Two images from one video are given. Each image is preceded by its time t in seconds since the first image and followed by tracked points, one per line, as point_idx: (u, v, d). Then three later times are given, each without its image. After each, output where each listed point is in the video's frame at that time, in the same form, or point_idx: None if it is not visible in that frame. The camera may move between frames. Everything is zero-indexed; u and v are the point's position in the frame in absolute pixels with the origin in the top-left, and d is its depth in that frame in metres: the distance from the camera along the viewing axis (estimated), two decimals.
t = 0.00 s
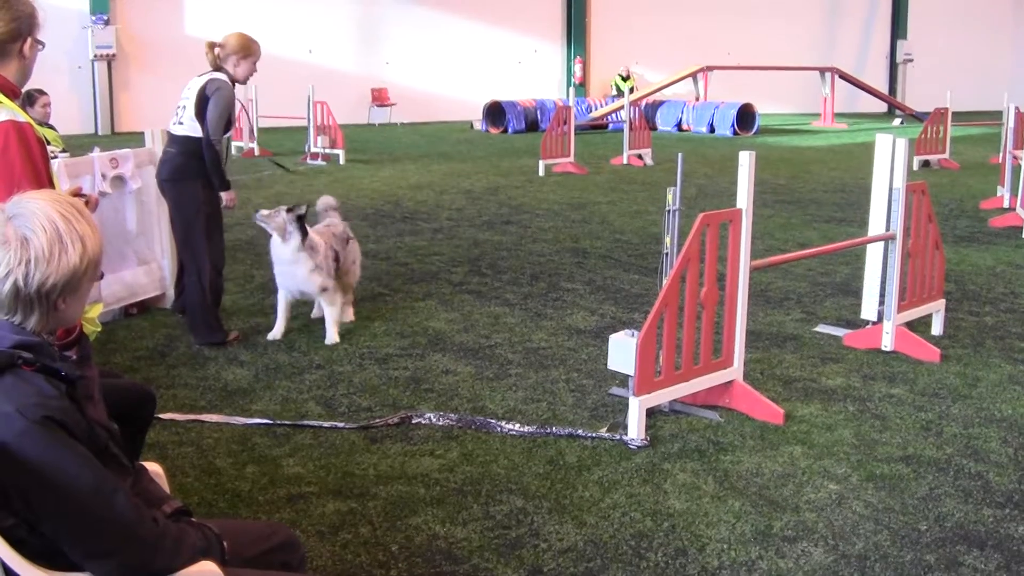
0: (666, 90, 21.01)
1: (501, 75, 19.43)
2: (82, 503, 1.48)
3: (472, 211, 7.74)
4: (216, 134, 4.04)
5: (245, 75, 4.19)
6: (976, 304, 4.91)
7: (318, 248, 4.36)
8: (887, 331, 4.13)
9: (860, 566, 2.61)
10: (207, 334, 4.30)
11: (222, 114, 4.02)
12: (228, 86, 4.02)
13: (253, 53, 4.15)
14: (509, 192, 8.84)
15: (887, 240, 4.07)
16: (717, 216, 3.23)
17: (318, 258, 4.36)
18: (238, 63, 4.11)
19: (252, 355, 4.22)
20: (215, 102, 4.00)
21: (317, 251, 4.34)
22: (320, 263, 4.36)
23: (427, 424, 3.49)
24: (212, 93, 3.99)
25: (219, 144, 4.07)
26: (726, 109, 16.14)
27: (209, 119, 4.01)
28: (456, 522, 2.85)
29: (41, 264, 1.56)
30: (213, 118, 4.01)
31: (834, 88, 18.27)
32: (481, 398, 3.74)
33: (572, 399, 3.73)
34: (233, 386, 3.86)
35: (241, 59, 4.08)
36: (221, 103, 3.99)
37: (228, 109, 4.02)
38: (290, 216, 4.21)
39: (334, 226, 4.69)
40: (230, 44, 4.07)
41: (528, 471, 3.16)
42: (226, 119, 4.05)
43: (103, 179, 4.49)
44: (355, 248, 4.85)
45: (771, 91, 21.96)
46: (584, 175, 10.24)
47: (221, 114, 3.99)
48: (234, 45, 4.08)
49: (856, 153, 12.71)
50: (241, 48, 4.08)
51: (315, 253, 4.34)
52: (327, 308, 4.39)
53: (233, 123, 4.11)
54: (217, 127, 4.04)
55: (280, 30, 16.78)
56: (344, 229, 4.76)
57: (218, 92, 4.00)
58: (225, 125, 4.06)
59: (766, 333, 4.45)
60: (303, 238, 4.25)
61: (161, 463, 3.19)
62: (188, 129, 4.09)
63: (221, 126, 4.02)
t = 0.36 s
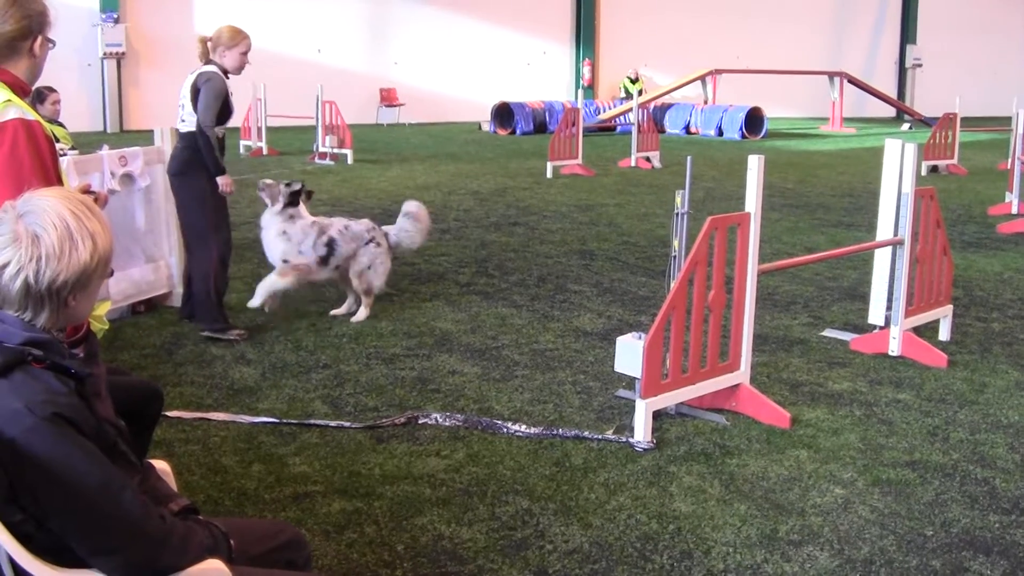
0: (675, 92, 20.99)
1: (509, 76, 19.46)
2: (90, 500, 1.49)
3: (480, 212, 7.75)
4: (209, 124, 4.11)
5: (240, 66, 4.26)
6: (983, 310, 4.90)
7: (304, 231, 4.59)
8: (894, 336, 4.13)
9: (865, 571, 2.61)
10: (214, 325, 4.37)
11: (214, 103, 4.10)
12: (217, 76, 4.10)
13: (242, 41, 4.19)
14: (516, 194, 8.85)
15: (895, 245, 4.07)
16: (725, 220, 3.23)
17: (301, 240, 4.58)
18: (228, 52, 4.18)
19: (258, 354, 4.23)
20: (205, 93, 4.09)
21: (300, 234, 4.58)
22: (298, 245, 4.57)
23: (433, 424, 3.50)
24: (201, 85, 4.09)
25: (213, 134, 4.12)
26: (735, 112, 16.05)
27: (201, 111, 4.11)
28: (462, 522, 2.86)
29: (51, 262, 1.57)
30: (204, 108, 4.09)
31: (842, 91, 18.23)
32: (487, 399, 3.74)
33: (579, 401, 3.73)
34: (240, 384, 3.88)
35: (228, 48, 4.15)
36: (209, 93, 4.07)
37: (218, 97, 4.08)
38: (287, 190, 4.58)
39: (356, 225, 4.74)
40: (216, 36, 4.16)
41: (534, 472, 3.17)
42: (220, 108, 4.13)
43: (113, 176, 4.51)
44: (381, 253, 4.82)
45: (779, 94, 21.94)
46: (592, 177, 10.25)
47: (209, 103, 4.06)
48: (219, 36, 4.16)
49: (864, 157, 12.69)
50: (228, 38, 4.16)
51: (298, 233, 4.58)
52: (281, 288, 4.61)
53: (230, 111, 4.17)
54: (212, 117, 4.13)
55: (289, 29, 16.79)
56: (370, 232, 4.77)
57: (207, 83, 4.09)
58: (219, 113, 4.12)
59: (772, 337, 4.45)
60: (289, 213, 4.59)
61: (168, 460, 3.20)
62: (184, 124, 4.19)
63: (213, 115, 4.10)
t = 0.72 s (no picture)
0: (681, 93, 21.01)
1: (514, 77, 19.49)
2: (97, 497, 1.49)
3: (485, 210, 7.76)
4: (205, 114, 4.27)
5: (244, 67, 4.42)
6: (989, 311, 4.90)
7: (289, 224, 4.77)
8: (900, 337, 4.13)
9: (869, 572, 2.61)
10: (217, 308, 4.61)
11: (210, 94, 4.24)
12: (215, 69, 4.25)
13: (244, 36, 4.34)
14: (522, 192, 8.86)
15: (901, 245, 4.07)
16: (731, 219, 3.23)
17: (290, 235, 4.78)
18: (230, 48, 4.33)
19: (263, 352, 4.23)
20: (202, 83, 4.26)
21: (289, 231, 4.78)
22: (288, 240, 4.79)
23: (438, 423, 3.50)
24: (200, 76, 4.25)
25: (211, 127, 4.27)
26: (740, 111, 16.12)
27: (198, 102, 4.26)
28: (467, 522, 2.86)
29: (59, 260, 1.57)
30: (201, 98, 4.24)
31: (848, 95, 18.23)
32: (493, 398, 3.74)
33: (584, 400, 3.73)
34: (245, 382, 3.89)
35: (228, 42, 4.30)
36: (205, 84, 4.21)
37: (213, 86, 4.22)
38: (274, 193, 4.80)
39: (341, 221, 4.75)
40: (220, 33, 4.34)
41: (539, 472, 3.17)
42: (215, 99, 4.26)
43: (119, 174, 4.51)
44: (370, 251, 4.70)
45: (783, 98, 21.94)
46: (597, 177, 10.26)
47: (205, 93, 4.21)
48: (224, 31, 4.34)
49: (869, 159, 12.69)
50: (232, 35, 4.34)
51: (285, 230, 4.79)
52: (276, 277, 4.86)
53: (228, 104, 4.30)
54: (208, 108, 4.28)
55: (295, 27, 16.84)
56: (354, 227, 4.72)
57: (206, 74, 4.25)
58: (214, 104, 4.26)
59: (778, 337, 4.45)
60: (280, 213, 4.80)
61: (173, 459, 3.21)
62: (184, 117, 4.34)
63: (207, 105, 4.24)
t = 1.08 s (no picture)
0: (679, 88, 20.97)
1: (512, 71, 19.45)
2: (96, 494, 1.49)
3: (485, 206, 7.75)
4: (221, 119, 4.32)
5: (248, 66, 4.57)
6: (989, 305, 4.90)
7: (297, 223, 4.77)
8: (900, 331, 4.13)
9: (870, 565, 2.62)
10: (225, 305, 4.62)
11: (225, 98, 4.32)
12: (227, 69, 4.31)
13: (254, 39, 4.43)
14: (522, 188, 8.85)
15: (901, 240, 4.07)
16: (731, 215, 3.22)
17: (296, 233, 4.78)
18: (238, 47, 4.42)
19: (263, 348, 4.23)
20: (215, 88, 4.32)
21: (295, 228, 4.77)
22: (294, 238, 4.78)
23: (438, 419, 3.51)
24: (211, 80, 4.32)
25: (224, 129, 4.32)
26: (740, 107, 16.11)
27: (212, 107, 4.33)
28: (467, 517, 2.86)
29: (57, 258, 1.57)
30: (216, 104, 4.32)
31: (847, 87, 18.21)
32: (492, 393, 3.75)
33: (584, 395, 3.74)
34: (245, 378, 3.88)
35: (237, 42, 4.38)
36: (218, 87, 4.29)
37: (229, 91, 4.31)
38: (291, 181, 4.76)
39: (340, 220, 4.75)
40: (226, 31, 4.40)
41: (539, 467, 3.17)
42: (229, 103, 4.33)
43: (118, 172, 4.50)
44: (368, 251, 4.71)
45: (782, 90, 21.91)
46: (597, 172, 10.24)
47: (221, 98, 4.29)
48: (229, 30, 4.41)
49: (868, 153, 12.68)
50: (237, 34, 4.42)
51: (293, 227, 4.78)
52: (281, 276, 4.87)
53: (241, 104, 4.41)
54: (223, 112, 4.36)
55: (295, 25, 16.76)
56: (352, 228, 4.72)
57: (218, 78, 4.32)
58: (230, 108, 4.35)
59: (778, 332, 4.45)
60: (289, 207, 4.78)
61: (173, 456, 3.21)
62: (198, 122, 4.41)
63: (224, 109, 4.32)
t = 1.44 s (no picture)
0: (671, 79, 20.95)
1: (504, 66, 19.41)
2: (91, 497, 1.48)
3: (479, 201, 7.73)
4: (220, 119, 4.37)
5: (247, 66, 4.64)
6: (983, 290, 4.90)
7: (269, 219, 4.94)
8: (895, 318, 4.12)
9: (869, 553, 2.62)
10: (223, 304, 4.58)
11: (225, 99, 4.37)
12: (226, 70, 4.37)
13: (251, 37, 4.48)
14: (515, 183, 8.83)
15: (895, 227, 4.06)
16: (725, 205, 3.21)
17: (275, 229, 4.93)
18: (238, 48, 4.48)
19: (259, 348, 4.21)
20: (214, 88, 4.38)
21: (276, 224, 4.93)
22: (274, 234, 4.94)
23: (435, 415, 3.49)
24: (210, 81, 4.37)
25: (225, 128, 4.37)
26: (732, 98, 16.08)
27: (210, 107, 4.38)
28: (465, 513, 2.86)
29: (47, 261, 1.55)
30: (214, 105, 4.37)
31: (839, 76, 18.19)
32: (489, 389, 3.74)
33: (581, 388, 3.73)
34: (241, 379, 3.86)
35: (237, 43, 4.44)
36: (217, 87, 4.35)
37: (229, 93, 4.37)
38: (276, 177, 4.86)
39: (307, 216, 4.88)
40: (228, 31, 4.45)
41: (537, 462, 3.16)
42: (229, 101, 4.38)
43: (110, 174, 4.48)
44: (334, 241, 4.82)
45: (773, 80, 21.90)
46: (591, 165, 10.22)
47: (220, 100, 4.34)
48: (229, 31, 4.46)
49: (860, 141, 12.68)
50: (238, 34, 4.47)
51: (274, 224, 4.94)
52: (268, 268, 5.04)
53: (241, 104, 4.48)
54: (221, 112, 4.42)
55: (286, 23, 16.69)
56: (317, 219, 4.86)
57: (216, 78, 4.38)
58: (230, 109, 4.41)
59: (774, 321, 4.45)
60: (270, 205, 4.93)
61: (169, 457, 3.19)
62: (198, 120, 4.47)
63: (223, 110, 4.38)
